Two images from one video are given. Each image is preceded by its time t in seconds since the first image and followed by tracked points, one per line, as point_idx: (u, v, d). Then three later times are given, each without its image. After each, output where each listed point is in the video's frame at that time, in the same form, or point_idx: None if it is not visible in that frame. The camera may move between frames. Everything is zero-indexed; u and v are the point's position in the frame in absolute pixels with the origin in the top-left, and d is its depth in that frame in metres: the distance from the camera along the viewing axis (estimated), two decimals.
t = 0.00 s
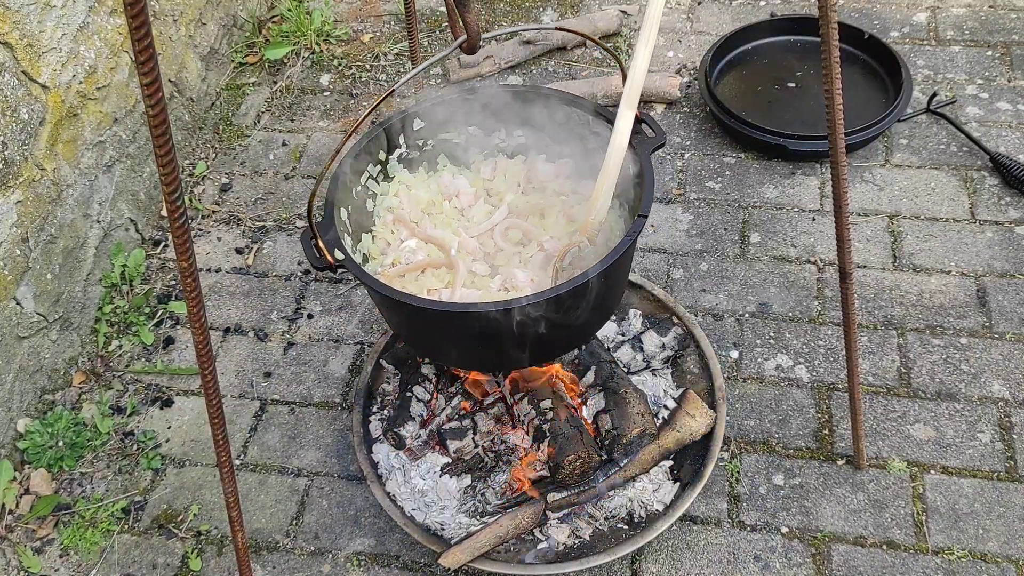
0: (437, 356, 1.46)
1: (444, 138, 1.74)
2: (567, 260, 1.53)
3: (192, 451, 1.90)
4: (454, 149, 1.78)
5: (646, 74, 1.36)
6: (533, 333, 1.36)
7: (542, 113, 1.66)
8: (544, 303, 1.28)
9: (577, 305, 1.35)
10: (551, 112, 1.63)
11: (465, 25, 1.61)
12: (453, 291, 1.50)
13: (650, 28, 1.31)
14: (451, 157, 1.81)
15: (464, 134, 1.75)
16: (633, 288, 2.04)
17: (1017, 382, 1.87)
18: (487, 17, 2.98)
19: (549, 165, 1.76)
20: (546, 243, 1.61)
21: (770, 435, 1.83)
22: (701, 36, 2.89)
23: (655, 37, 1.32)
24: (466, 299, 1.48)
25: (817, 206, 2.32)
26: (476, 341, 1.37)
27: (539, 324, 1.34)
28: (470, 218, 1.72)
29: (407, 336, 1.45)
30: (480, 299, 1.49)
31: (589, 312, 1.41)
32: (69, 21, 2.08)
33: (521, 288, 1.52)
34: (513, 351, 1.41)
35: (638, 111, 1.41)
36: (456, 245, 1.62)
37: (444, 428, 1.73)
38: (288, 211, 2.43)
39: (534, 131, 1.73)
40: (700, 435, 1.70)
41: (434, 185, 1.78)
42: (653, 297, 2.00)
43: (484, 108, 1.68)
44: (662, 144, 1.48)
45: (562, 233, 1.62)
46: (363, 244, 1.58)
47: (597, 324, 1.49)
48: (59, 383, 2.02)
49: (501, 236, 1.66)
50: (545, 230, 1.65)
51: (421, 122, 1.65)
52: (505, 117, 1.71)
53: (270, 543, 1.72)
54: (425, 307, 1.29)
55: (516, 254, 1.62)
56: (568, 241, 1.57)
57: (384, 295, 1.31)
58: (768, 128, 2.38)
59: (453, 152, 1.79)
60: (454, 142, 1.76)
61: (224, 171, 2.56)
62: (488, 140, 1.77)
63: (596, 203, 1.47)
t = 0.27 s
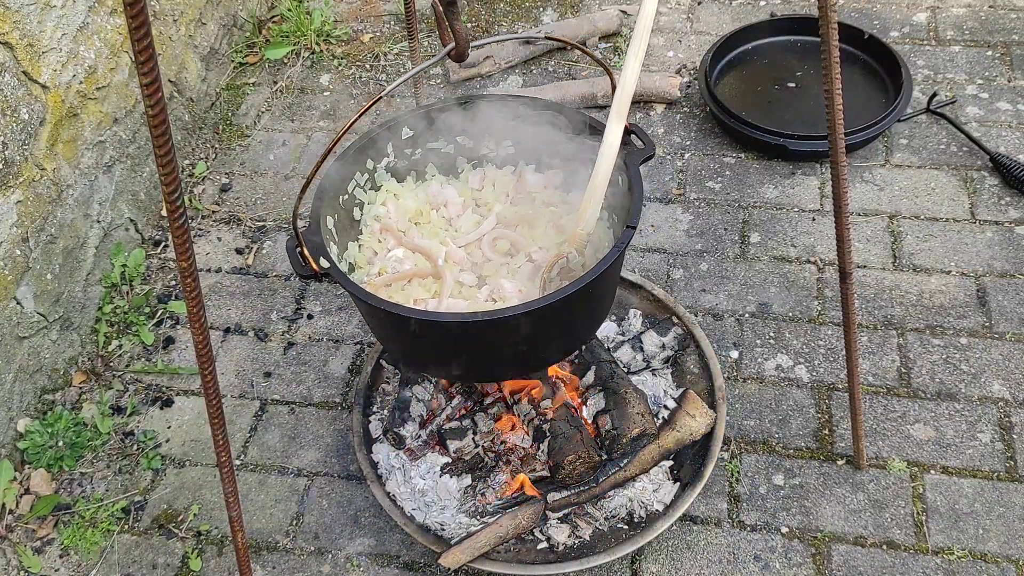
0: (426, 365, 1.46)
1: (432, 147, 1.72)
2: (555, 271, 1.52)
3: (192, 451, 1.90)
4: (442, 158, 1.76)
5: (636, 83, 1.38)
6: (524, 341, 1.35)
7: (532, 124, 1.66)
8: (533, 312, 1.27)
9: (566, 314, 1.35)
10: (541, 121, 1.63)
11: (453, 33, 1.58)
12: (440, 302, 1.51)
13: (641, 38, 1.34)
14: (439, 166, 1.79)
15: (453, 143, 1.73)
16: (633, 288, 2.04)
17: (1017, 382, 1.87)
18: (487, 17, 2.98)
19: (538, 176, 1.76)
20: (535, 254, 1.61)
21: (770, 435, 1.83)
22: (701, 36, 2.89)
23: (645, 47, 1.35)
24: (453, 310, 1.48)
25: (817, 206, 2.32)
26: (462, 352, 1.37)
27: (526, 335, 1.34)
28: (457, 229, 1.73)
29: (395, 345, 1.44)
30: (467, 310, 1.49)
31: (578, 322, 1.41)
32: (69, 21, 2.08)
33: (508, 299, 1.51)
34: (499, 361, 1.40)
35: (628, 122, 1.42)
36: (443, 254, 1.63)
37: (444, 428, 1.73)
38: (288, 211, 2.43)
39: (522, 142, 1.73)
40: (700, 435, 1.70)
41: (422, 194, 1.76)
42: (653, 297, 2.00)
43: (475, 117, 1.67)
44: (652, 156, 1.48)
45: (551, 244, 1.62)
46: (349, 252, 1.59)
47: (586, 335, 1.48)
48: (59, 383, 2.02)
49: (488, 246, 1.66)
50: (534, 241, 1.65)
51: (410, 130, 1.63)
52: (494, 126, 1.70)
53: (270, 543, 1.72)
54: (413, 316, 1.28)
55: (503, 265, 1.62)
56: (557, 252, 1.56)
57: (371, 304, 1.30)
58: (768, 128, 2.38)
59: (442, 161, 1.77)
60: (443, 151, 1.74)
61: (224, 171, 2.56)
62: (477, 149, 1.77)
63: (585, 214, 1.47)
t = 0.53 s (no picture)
0: (424, 373, 1.45)
1: (431, 156, 1.71)
2: (554, 279, 1.52)
3: (192, 451, 1.90)
4: (441, 167, 1.75)
5: (635, 92, 1.37)
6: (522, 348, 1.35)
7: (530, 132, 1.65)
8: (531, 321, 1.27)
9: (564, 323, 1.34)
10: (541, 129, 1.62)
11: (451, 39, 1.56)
12: (437, 310, 1.53)
13: (640, 46, 1.33)
14: (438, 175, 1.78)
15: (452, 152, 1.72)
16: (633, 288, 2.04)
17: (1017, 382, 1.87)
18: (487, 17, 2.98)
19: (537, 185, 1.74)
20: (533, 263, 1.62)
21: (770, 434, 1.83)
22: (701, 36, 2.89)
23: (644, 55, 1.34)
24: (449, 318, 1.50)
25: (817, 206, 2.32)
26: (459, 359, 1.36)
27: (523, 342, 1.34)
28: (456, 237, 1.73)
29: (393, 352, 1.43)
30: (464, 318, 1.51)
31: (576, 330, 1.40)
32: (69, 21, 2.08)
33: (506, 307, 1.53)
34: (497, 369, 1.40)
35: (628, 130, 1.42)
36: (441, 264, 1.64)
37: (443, 428, 1.73)
38: (288, 211, 2.43)
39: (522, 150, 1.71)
40: (700, 435, 1.70)
41: (420, 202, 1.76)
42: (653, 297, 2.00)
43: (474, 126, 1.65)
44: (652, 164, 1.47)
45: (550, 253, 1.62)
46: (347, 261, 1.58)
47: (584, 343, 1.48)
48: (59, 383, 2.02)
49: (487, 255, 1.67)
50: (532, 250, 1.65)
51: (408, 138, 1.62)
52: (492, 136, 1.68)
53: (270, 543, 1.72)
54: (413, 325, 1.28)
55: (502, 274, 1.63)
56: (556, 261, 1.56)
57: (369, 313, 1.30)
58: (768, 128, 2.38)
59: (440, 169, 1.76)
60: (441, 159, 1.73)
61: (224, 171, 2.56)
62: (476, 158, 1.74)
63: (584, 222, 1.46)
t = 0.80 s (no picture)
0: (434, 374, 1.46)
1: (441, 157, 1.73)
2: (565, 280, 1.52)
3: (192, 451, 1.90)
4: (451, 168, 1.77)
5: (645, 92, 1.38)
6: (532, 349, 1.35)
7: (539, 131, 1.67)
8: (542, 321, 1.28)
9: (574, 324, 1.35)
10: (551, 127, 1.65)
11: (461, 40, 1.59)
12: (448, 311, 1.51)
13: (650, 47, 1.34)
14: (448, 177, 1.79)
15: (462, 153, 1.74)
16: (633, 288, 2.04)
17: (1017, 382, 1.87)
18: (487, 17, 2.98)
19: (547, 185, 1.74)
20: (543, 263, 1.61)
21: (770, 435, 1.83)
22: (701, 36, 2.89)
23: (654, 56, 1.35)
24: (460, 319, 1.48)
25: (817, 206, 2.32)
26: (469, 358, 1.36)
27: (533, 343, 1.34)
28: (466, 238, 1.71)
29: (402, 352, 1.44)
30: (474, 318, 1.49)
31: (587, 330, 1.40)
32: (69, 21, 2.08)
33: (517, 307, 1.53)
34: (507, 371, 1.40)
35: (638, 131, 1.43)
36: (451, 265, 1.62)
37: (443, 428, 1.74)
38: (288, 211, 2.43)
39: (531, 150, 1.74)
40: (700, 435, 1.70)
41: (430, 204, 1.76)
42: (653, 297, 2.00)
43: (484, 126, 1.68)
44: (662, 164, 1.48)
45: (560, 254, 1.61)
46: (357, 263, 1.59)
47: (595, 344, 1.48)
48: (59, 383, 2.02)
49: (497, 256, 1.65)
50: (543, 251, 1.64)
51: (418, 139, 1.64)
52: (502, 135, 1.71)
53: (270, 543, 1.72)
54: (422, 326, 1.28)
55: (512, 274, 1.61)
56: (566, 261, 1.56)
57: (380, 314, 1.31)
58: (768, 128, 2.38)
59: (450, 171, 1.78)
60: (451, 160, 1.75)
61: (224, 171, 2.56)
62: (485, 159, 1.76)
63: (594, 222, 1.47)
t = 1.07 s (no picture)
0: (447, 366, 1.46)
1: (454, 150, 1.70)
2: (579, 272, 1.53)
3: (192, 451, 1.90)
4: (464, 161, 1.75)
5: (657, 85, 1.38)
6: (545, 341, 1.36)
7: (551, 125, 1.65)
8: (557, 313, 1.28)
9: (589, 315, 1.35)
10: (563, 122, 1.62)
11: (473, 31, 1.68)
12: (463, 303, 1.52)
13: (662, 40, 1.33)
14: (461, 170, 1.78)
15: (475, 146, 1.72)
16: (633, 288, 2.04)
17: (1017, 382, 1.87)
18: (487, 17, 2.98)
19: (560, 177, 1.76)
20: (557, 255, 1.62)
21: (770, 435, 1.83)
22: (701, 36, 2.89)
23: (666, 48, 1.34)
24: (476, 312, 1.49)
25: (817, 206, 2.32)
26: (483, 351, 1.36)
27: (547, 335, 1.34)
28: (480, 231, 1.73)
29: (416, 345, 1.45)
30: (489, 310, 1.51)
31: (601, 322, 1.40)
32: (69, 21, 2.08)
33: (533, 299, 1.54)
34: (521, 363, 1.40)
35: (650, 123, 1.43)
36: (466, 257, 1.64)
37: (444, 428, 1.72)
38: (288, 211, 2.43)
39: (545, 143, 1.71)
40: (700, 435, 1.71)
41: (444, 196, 1.77)
42: (653, 297, 2.00)
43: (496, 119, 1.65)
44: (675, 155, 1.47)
45: (574, 245, 1.63)
46: (374, 257, 1.59)
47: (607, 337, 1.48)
48: (59, 383, 2.02)
49: (511, 248, 1.67)
50: (557, 242, 1.66)
51: (431, 133, 1.62)
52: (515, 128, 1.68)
53: (270, 543, 1.72)
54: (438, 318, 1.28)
55: (527, 266, 1.63)
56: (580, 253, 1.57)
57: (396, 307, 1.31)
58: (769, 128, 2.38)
59: (463, 164, 1.76)
60: (464, 154, 1.73)
61: (224, 171, 2.56)
62: (498, 152, 1.75)
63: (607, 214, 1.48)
